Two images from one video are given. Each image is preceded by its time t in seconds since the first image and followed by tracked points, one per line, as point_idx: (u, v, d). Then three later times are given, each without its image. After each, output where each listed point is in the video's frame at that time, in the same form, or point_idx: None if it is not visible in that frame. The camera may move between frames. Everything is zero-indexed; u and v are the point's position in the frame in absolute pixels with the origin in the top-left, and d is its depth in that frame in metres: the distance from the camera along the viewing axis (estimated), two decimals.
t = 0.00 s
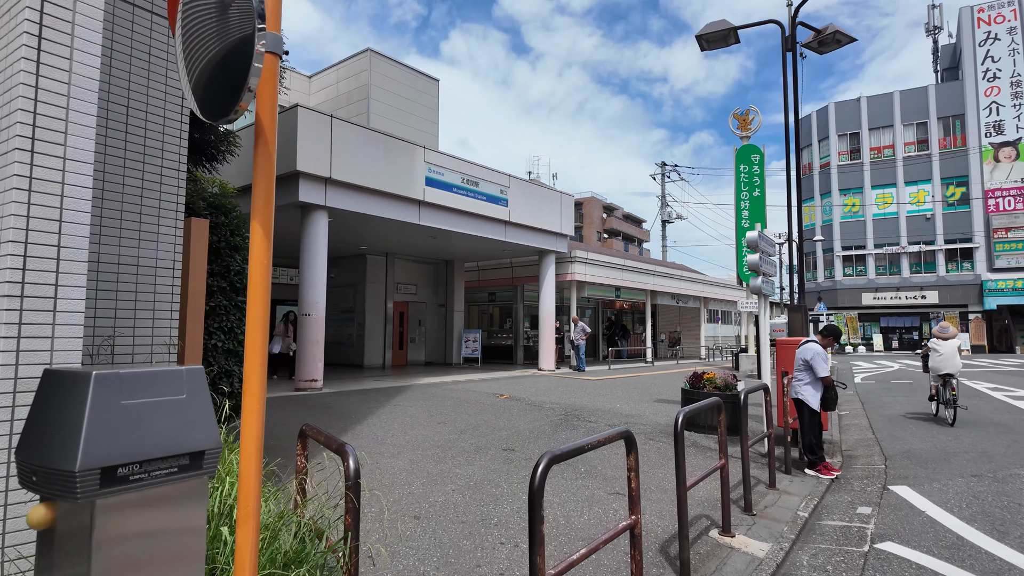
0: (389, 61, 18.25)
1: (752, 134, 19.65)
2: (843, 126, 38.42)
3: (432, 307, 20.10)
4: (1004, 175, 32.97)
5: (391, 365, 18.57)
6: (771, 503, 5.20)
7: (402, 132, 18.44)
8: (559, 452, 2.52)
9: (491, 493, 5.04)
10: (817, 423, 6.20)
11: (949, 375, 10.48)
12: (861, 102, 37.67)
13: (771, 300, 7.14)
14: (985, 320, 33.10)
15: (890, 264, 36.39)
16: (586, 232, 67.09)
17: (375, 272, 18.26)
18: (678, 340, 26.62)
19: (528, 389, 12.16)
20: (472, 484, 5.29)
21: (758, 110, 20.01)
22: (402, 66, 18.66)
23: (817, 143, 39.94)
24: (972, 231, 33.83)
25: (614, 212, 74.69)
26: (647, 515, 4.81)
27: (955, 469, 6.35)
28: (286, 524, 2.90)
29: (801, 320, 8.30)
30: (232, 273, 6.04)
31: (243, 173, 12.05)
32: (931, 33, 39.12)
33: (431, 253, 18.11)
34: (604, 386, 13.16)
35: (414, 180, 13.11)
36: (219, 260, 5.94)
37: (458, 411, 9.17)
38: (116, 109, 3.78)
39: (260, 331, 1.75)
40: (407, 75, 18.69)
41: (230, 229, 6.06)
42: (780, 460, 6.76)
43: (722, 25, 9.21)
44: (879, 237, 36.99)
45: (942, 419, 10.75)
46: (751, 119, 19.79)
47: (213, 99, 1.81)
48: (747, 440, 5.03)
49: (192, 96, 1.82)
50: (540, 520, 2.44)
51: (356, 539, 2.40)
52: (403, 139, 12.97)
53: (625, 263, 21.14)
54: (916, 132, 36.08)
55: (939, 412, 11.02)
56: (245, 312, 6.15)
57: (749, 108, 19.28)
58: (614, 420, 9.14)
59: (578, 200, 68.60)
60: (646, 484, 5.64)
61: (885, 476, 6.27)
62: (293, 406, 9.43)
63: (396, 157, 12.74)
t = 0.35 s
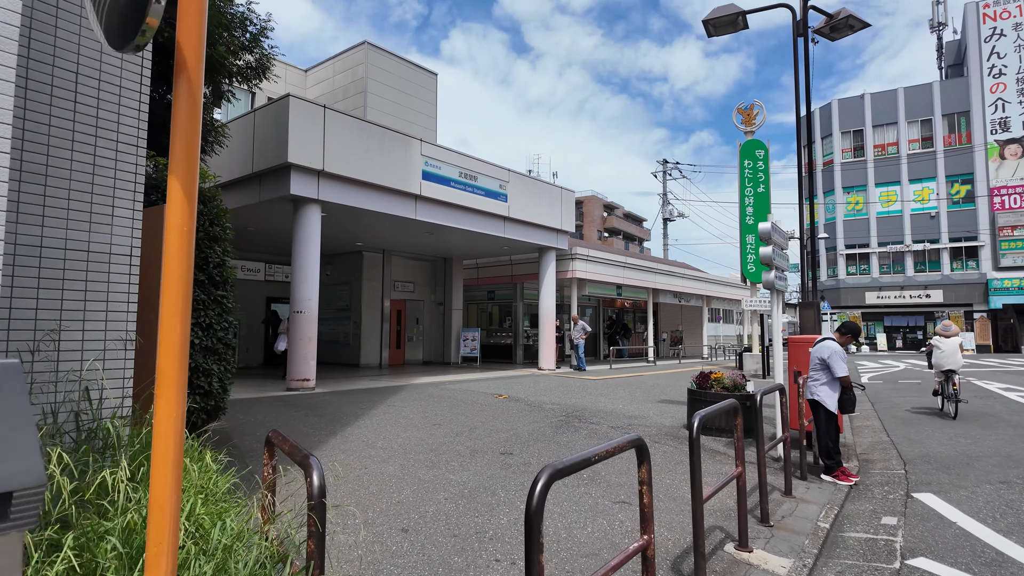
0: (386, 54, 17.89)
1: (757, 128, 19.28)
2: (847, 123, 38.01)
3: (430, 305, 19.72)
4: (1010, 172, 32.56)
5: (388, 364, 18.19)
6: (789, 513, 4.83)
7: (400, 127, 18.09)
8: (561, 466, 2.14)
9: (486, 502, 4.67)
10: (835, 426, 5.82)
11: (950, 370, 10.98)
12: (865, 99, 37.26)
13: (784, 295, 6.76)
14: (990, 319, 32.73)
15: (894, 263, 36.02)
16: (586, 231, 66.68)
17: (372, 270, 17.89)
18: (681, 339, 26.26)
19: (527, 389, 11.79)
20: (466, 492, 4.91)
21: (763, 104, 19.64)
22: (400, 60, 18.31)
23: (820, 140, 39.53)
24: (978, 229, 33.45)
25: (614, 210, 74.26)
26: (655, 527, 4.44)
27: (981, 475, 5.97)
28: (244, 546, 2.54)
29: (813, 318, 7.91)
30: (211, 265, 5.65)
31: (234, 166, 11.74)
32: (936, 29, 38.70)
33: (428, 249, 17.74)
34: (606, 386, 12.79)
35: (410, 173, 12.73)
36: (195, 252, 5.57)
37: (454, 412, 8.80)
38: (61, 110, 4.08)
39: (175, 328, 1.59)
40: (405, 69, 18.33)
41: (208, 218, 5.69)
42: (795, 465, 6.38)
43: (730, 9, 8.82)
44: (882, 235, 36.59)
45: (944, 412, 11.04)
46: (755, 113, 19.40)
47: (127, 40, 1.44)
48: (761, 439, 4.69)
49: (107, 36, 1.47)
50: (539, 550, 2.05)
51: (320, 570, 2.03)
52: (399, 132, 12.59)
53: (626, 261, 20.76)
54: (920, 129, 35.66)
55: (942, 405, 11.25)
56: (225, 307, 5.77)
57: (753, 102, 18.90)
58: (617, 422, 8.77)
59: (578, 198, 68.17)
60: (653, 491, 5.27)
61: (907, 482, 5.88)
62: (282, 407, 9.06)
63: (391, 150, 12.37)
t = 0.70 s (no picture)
0: (383, 48, 17.51)
1: (761, 124, 18.91)
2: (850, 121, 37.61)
3: (428, 305, 19.33)
4: (1015, 170, 32.17)
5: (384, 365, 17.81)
6: (808, 528, 4.44)
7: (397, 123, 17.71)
8: (561, 495, 1.75)
9: (480, 517, 4.27)
10: (854, 432, 5.42)
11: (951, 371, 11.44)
12: (868, 97, 36.86)
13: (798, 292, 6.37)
14: (996, 319, 32.31)
15: (898, 262, 35.64)
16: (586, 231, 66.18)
17: (367, 268, 17.49)
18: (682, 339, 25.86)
19: (526, 391, 11.42)
20: (458, 505, 4.52)
21: (767, 99, 19.27)
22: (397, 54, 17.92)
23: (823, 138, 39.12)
24: (983, 227, 33.06)
25: (614, 209, 73.80)
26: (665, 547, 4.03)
27: (1011, 485, 5.58)
28: None
29: (827, 317, 7.52)
30: (184, 259, 5.24)
31: (223, 160, 11.39)
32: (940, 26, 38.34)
33: (426, 248, 17.37)
34: (608, 388, 12.41)
35: (405, 168, 12.35)
36: (168, 245, 5.16)
37: (450, 416, 8.41)
38: None
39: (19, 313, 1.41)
40: (401, 64, 17.95)
41: (183, 208, 5.29)
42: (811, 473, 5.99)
43: None
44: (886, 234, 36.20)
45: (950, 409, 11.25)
46: (759, 109, 19.02)
47: None
48: (782, 444, 4.26)
49: None
50: None
51: None
52: (394, 125, 12.20)
53: (628, 259, 20.37)
54: (924, 127, 35.25)
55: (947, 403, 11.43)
56: (202, 305, 5.37)
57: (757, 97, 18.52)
58: (620, 425, 8.37)
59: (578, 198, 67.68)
60: (662, 503, 4.87)
61: (932, 492, 5.49)
62: (270, 410, 8.68)
63: (386, 143, 11.97)
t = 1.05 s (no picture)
0: (380, 40, 17.06)
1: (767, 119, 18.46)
2: (855, 118, 37.13)
3: (426, 304, 18.89)
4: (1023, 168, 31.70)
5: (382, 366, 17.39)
6: (839, 547, 4.02)
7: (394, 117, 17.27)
8: (577, 550, 1.33)
9: (476, 537, 3.83)
10: (883, 440, 4.98)
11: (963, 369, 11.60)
12: (873, 93, 36.37)
13: (819, 288, 5.92)
14: (1004, 318, 31.91)
15: (904, 261, 35.21)
16: (587, 230, 65.81)
17: (364, 266, 17.06)
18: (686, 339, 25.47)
19: (527, 393, 11.00)
20: (451, 523, 4.07)
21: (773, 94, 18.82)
22: (394, 47, 17.49)
23: (827, 136, 38.65)
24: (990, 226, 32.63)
25: (615, 208, 73.43)
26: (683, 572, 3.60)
27: None
28: None
29: (846, 316, 7.08)
30: (155, 252, 4.81)
31: (213, 152, 11.07)
32: (945, 22, 37.86)
33: (424, 245, 16.95)
34: (612, 390, 11.99)
35: (402, 161, 11.92)
36: (137, 235, 4.74)
37: (446, 420, 7.98)
38: None
39: None
40: (399, 57, 17.50)
41: (153, 196, 4.85)
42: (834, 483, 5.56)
43: None
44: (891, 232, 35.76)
45: (955, 405, 11.39)
46: (765, 103, 18.58)
47: None
48: (810, 455, 3.71)
49: None
50: None
51: None
52: (390, 118, 11.77)
53: (631, 257, 19.93)
54: (930, 124, 34.77)
55: (951, 398, 11.57)
56: (173, 302, 4.92)
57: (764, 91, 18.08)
58: (626, 430, 7.94)
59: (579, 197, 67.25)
60: (675, 518, 4.45)
61: (969, 505, 5.05)
62: (258, 414, 8.26)
63: (382, 136, 11.55)
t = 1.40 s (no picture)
0: (383, 33, 16.67)
1: (781, 113, 17.99)
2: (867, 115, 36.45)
3: (431, 302, 18.49)
4: None
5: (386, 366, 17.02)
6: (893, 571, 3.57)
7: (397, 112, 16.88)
8: None
9: (484, 561, 3.40)
10: (929, 448, 4.52)
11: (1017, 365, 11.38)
12: (885, 89, 35.73)
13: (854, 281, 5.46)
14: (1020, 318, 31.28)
15: (917, 260, 34.59)
16: (593, 229, 65.37)
17: (368, 264, 16.67)
18: (695, 339, 25.02)
19: (534, 394, 10.58)
20: (455, 543, 3.65)
21: (787, 87, 18.32)
22: (398, 40, 17.09)
23: (838, 133, 38.01)
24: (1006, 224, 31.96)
25: (622, 207, 72.87)
26: None
27: None
28: None
29: (878, 313, 6.62)
30: (133, 242, 4.41)
31: (208, 144, 10.71)
32: (959, 17, 37.19)
33: (428, 243, 16.55)
34: (623, 391, 11.56)
35: (405, 155, 11.52)
36: (113, 224, 4.34)
37: (450, 424, 7.57)
38: None
39: None
40: (402, 50, 17.11)
41: (131, 180, 4.45)
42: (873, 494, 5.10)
43: None
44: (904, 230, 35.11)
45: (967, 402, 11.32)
46: (778, 96, 18.09)
47: None
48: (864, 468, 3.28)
49: None
50: None
51: None
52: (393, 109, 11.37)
53: (640, 255, 19.47)
54: (944, 120, 34.11)
55: (962, 395, 11.50)
56: (153, 297, 4.53)
57: (778, 84, 17.58)
58: (641, 434, 7.51)
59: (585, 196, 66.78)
60: (703, 535, 4.02)
61: None
62: (253, 416, 7.87)
63: (384, 128, 11.15)
